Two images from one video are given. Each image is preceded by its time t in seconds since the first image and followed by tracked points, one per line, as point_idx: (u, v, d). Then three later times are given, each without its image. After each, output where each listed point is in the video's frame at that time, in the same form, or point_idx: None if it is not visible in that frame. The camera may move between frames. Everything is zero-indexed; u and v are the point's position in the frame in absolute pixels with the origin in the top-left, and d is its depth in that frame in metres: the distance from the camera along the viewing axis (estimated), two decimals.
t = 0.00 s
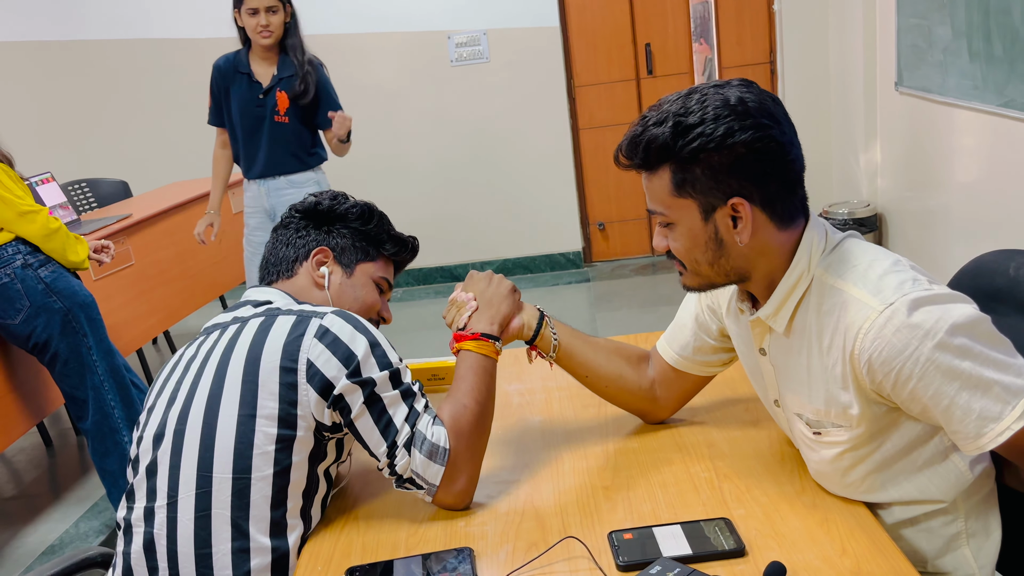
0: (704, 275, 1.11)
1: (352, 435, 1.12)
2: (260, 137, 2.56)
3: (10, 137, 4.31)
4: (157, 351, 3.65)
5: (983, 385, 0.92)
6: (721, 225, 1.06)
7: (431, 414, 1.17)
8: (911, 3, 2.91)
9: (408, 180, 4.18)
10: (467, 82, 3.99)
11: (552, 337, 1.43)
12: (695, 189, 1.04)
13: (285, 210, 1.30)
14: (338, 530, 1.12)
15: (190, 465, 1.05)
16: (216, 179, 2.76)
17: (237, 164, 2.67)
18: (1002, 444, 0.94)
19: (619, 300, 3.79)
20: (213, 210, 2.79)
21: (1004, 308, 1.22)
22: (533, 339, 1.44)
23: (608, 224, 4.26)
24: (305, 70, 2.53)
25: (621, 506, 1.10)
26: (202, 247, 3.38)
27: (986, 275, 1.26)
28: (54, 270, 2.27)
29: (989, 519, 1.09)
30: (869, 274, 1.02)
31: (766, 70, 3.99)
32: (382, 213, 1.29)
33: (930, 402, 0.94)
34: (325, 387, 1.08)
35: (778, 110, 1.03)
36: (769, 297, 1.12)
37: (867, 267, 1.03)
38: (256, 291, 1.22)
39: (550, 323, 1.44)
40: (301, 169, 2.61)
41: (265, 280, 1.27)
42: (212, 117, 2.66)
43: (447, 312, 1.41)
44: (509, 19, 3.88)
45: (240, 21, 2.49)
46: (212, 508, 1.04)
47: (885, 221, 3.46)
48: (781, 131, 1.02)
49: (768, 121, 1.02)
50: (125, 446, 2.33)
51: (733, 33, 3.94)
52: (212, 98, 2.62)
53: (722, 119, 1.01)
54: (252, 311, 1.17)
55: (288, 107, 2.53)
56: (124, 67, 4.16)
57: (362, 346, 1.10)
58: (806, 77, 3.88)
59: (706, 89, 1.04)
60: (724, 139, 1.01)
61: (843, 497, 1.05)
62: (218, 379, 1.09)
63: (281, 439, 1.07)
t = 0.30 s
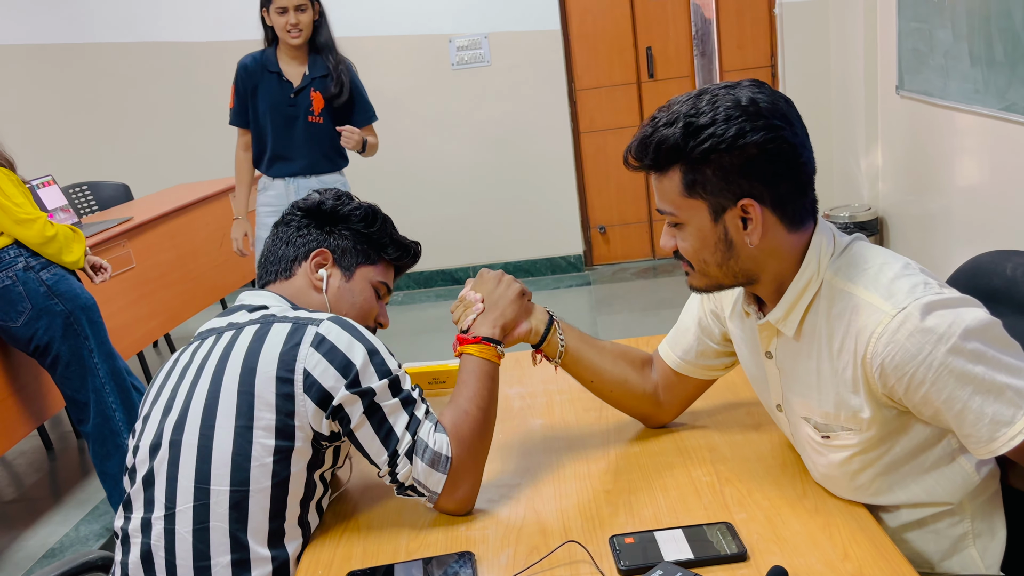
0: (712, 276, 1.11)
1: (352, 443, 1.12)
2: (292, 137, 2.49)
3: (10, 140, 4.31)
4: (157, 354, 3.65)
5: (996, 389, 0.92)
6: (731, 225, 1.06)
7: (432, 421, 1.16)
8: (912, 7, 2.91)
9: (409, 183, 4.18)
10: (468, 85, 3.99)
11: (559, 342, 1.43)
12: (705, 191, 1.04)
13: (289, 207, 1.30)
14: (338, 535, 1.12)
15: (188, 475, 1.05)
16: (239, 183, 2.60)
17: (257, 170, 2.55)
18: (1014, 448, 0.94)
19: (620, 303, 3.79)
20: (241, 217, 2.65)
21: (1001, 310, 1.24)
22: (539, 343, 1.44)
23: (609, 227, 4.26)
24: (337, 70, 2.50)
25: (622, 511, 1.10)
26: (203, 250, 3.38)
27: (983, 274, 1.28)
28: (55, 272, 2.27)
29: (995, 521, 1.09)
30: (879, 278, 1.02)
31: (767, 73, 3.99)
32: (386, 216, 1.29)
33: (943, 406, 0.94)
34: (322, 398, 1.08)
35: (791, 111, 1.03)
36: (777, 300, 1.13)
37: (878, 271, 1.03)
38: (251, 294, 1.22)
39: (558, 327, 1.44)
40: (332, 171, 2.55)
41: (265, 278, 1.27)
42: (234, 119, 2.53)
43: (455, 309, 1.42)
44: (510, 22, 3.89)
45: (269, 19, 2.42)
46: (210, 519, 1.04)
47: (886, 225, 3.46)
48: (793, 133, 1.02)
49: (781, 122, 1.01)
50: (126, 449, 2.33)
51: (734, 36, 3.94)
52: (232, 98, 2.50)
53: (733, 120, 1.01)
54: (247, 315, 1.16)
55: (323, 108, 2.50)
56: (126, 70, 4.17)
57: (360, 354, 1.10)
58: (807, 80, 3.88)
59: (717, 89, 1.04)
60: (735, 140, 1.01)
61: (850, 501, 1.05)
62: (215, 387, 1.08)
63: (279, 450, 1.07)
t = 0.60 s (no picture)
0: (719, 289, 1.11)
1: (354, 460, 1.12)
2: (310, 146, 2.46)
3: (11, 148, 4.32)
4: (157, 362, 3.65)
5: (1005, 400, 0.92)
6: (740, 237, 1.06)
7: (437, 437, 1.16)
8: (912, 16, 2.91)
9: (410, 190, 4.18)
10: (468, 93, 4.00)
11: (573, 356, 1.41)
12: (714, 202, 1.04)
13: (292, 203, 1.26)
14: (341, 551, 1.12)
15: (189, 495, 1.05)
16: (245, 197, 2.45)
17: (262, 180, 2.46)
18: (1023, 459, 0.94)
19: (620, 311, 3.78)
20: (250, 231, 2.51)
21: (999, 317, 1.23)
22: (553, 356, 1.41)
23: (609, 235, 4.26)
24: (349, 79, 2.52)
25: (624, 523, 1.09)
26: (203, 258, 3.38)
27: (977, 282, 1.28)
28: (55, 281, 2.27)
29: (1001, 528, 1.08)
30: (887, 289, 1.02)
31: (767, 81, 4.00)
32: (394, 221, 1.29)
33: (953, 417, 0.94)
34: (325, 418, 1.07)
35: (798, 122, 1.03)
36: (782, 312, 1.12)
37: (885, 282, 1.03)
38: (249, 300, 1.22)
39: (573, 340, 1.42)
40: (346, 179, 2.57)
41: (267, 279, 1.24)
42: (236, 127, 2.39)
43: (469, 315, 1.40)
44: (510, 31, 3.90)
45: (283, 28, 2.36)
46: (212, 540, 1.04)
47: (887, 233, 3.46)
48: (802, 144, 1.03)
49: (789, 134, 1.02)
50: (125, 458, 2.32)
51: (735, 45, 3.95)
52: (238, 106, 2.38)
53: (743, 131, 1.01)
54: (246, 326, 1.16)
55: (340, 118, 2.51)
56: (126, 77, 4.17)
57: (363, 372, 1.09)
58: (807, 88, 3.89)
59: (724, 101, 1.04)
60: (746, 151, 1.00)
61: (855, 511, 1.05)
62: (215, 403, 1.08)
63: (282, 471, 1.07)
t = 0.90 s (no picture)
0: (737, 303, 1.09)
1: (356, 477, 1.12)
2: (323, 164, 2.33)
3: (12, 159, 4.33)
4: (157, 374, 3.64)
5: (1009, 418, 0.92)
6: (758, 247, 1.05)
7: (439, 454, 1.15)
8: (911, 29, 2.92)
9: (411, 201, 4.19)
10: (469, 105, 4.01)
11: (579, 372, 1.40)
12: (733, 212, 1.03)
13: (296, 217, 1.23)
14: (342, 568, 1.11)
15: (191, 513, 1.05)
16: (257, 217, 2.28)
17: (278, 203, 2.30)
18: None
19: (621, 323, 3.79)
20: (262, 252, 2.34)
21: (1001, 333, 1.23)
22: (559, 373, 1.40)
23: (609, 246, 4.27)
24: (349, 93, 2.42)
25: (627, 540, 1.09)
26: (204, 270, 3.38)
27: (980, 298, 1.28)
28: (57, 293, 2.28)
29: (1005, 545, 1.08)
30: (892, 306, 1.02)
31: (767, 94, 4.02)
32: (397, 233, 1.29)
33: (957, 434, 0.94)
34: (327, 435, 1.07)
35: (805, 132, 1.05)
36: (790, 326, 1.11)
37: (890, 298, 1.03)
38: (251, 313, 1.22)
39: (578, 357, 1.40)
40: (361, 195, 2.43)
41: (271, 295, 1.23)
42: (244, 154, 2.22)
43: (473, 332, 1.40)
44: (511, 43, 3.91)
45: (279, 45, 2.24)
46: (215, 558, 1.04)
47: (887, 244, 3.46)
48: (812, 152, 1.04)
49: (800, 141, 1.03)
50: (126, 471, 2.32)
51: (735, 56, 3.96)
52: (245, 131, 2.23)
53: (758, 139, 1.01)
54: (248, 341, 1.16)
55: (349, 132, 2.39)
56: (128, 89, 4.19)
57: (366, 389, 1.09)
58: (806, 100, 3.90)
59: (732, 113, 1.05)
60: (764, 158, 1.00)
61: (859, 528, 1.05)
62: (217, 420, 1.08)
63: (284, 487, 1.07)
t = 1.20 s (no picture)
0: (730, 302, 1.09)
1: (353, 484, 1.11)
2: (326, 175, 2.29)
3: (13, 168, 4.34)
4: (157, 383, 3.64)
5: (1006, 421, 0.92)
6: (753, 245, 1.05)
7: (435, 460, 1.15)
8: (911, 38, 2.93)
9: (411, 210, 4.19)
10: (469, 113, 4.02)
11: (569, 378, 1.41)
12: (729, 208, 1.03)
13: (288, 233, 1.27)
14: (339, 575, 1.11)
15: (188, 521, 1.04)
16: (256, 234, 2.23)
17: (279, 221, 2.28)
18: None
19: (621, 331, 3.78)
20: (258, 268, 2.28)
21: (999, 341, 1.23)
22: (549, 380, 1.41)
23: (610, 254, 4.27)
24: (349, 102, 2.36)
25: (626, 549, 1.08)
26: (204, 278, 3.38)
27: (980, 308, 1.28)
28: (58, 301, 2.27)
29: (1006, 554, 1.07)
30: (888, 310, 1.02)
31: (767, 102, 4.03)
32: (387, 243, 1.29)
33: (954, 437, 0.93)
34: (324, 440, 1.07)
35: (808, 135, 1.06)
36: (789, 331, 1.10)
37: (886, 302, 1.03)
38: (248, 327, 1.22)
39: (567, 363, 1.42)
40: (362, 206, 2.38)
41: (264, 308, 1.25)
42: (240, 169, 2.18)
43: (462, 343, 1.40)
44: (511, 52, 3.93)
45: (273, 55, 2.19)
46: (211, 565, 1.04)
47: (887, 253, 3.46)
48: (812, 154, 1.04)
49: (801, 142, 1.04)
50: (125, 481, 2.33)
51: (734, 65, 3.97)
52: (241, 146, 2.18)
53: (757, 137, 1.02)
54: (245, 352, 1.15)
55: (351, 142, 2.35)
56: (130, 98, 4.20)
57: (362, 395, 1.09)
58: (806, 108, 3.91)
59: (736, 113, 1.06)
60: (761, 155, 1.01)
61: (858, 536, 1.04)
62: (214, 429, 1.08)
63: (280, 494, 1.06)
